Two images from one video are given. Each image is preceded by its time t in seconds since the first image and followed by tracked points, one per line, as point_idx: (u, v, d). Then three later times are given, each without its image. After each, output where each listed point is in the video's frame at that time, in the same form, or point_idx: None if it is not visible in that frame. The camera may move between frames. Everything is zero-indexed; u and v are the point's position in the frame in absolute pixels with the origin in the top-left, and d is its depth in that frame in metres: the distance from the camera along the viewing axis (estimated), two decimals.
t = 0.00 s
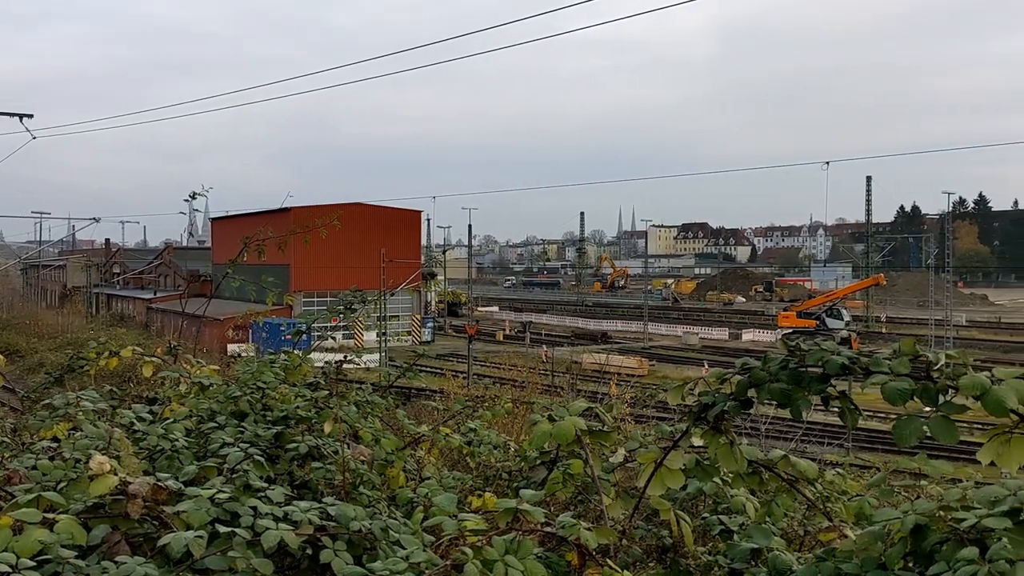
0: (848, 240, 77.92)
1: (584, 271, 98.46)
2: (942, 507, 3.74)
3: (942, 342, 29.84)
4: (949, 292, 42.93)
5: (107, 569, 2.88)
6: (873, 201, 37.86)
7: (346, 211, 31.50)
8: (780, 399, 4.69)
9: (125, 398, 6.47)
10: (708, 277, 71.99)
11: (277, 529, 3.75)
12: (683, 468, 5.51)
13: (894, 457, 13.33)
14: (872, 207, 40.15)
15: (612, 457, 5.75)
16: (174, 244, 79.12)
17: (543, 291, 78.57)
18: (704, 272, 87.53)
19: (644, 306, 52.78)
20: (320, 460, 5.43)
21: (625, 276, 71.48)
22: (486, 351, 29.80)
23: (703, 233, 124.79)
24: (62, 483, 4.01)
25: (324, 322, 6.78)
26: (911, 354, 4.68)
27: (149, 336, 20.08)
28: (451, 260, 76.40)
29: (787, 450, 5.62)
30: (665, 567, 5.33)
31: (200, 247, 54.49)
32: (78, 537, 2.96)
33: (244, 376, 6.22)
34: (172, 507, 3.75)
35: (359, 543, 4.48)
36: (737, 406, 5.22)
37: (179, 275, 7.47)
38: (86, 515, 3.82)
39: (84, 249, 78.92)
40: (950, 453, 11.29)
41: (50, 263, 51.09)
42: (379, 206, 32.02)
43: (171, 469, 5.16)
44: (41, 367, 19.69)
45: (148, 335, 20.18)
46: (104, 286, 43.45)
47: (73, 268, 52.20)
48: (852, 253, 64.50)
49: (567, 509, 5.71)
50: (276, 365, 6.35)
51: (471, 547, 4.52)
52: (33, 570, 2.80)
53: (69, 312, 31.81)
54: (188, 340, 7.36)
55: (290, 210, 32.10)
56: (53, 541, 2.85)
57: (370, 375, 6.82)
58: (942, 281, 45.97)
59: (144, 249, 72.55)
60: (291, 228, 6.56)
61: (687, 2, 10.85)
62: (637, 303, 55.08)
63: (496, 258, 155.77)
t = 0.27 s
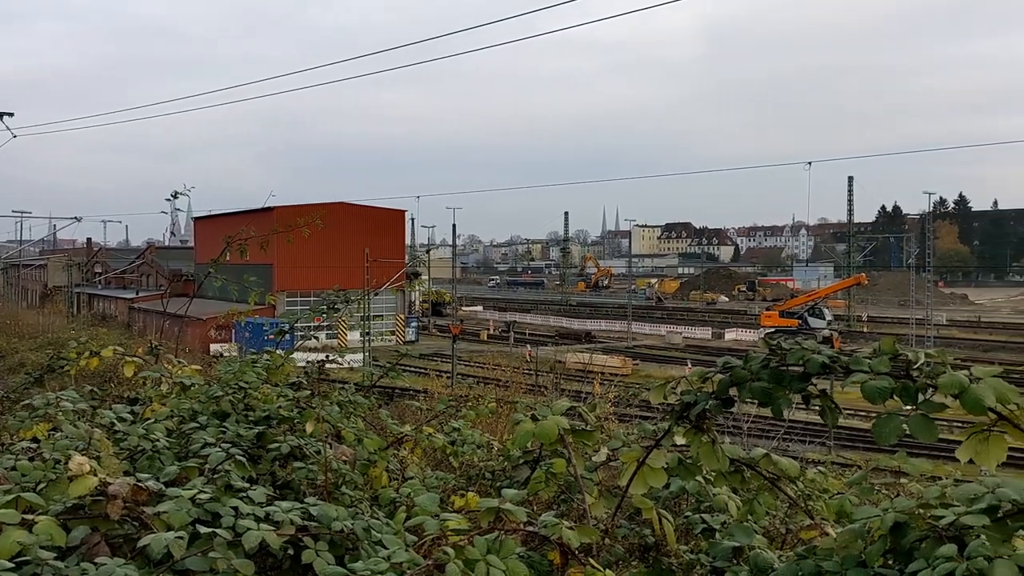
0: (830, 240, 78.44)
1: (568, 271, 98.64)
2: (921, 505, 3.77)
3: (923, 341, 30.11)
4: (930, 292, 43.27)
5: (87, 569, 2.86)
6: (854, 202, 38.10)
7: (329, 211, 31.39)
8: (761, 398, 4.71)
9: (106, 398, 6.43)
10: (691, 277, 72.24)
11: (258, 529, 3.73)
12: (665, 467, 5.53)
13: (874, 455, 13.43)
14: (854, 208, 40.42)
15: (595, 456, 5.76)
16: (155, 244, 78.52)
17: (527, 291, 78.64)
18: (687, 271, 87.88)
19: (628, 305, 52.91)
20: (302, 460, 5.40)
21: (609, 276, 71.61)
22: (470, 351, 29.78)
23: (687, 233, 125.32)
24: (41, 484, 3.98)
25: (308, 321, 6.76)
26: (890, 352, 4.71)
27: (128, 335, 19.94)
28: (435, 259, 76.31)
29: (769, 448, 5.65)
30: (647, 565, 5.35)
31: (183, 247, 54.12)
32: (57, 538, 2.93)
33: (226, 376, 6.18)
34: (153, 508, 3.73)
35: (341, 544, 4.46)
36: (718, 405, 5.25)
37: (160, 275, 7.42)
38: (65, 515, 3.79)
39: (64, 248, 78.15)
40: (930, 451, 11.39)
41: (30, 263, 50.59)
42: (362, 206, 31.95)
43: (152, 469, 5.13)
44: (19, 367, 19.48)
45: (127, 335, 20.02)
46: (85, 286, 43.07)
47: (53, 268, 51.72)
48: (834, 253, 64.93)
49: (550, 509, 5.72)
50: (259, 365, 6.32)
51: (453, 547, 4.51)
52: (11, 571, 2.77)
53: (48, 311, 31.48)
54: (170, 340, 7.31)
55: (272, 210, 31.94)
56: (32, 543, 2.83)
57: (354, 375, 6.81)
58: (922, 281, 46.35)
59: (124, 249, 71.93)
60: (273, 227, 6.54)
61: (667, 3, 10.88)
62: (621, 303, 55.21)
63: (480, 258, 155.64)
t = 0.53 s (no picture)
0: (809, 241, 79.02)
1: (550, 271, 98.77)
2: (896, 504, 3.78)
3: (900, 340, 30.40)
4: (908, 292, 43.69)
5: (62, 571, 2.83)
6: (833, 202, 38.39)
7: (310, 211, 31.27)
8: (738, 399, 4.72)
9: (83, 400, 6.37)
10: (673, 277, 72.52)
11: (236, 531, 3.70)
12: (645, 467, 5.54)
13: (851, 455, 13.53)
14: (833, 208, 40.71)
15: (575, 456, 5.77)
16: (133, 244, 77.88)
17: (509, 291, 78.65)
18: (669, 272, 88.27)
19: (609, 305, 53.03)
20: (281, 461, 5.37)
21: (590, 276, 71.76)
22: (452, 351, 29.75)
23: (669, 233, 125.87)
24: (16, 487, 3.92)
25: (288, 321, 6.73)
26: (866, 353, 4.74)
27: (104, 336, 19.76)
28: (417, 259, 76.17)
29: (747, 448, 5.67)
30: (627, 566, 5.35)
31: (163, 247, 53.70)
32: (31, 542, 2.89)
33: (204, 377, 6.14)
34: (129, 511, 3.69)
35: (319, 545, 4.44)
36: (697, 405, 5.26)
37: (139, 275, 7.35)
38: (40, 518, 3.74)
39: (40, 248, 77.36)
40: (906, 450, 11.49)
41: (6, 262, 50.01)
42: (343, 206, 31.84)
43: (129, 471, 5.08)
44: None
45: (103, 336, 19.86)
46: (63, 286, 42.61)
47: (30, 268, 51.13)
48: (814, 254, 65.39)
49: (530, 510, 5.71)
50: (237, 366, 6.28)
51: (431, 548, 4.51)
52: None
53: (25, 311, 31.11)
54: (148, 341, 7.25)
55: (253, 209, 31.77)
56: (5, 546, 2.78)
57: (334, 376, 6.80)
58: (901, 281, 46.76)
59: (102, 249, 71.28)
60: (253, 227, 6.52)
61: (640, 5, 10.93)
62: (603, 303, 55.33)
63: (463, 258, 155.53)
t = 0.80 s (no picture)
0: (787, 242, 79.62)
1: (530, 272, 98.90)
2: (867, 503, 3.81)
3: (876, 340, 30.71)
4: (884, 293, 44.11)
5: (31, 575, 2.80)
6: (810, 204, 38.67)
7: (288, 211, 31.13)
8: (713, 399, 4.75)
9: (56, 402, 6.30)
10: (652, 277, 72.76)
11: (210, 534, 3.68)
12: (621, 468, 5.56)
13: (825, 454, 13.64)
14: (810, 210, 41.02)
15: (552, 457, 5.77)
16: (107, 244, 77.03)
17: (488, 292, 78.61)
18: (648, 272, 88.60)
19: (589, 306, 53.13)
20: (256, 463, 5.34)
21: (570, 277, 71.82)
22: (431, 352, 29.68)
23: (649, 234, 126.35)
24: None
25: (265, 322, 6.71)
26: (838, 353, 4.78)
27: (74, 338, 19.55)
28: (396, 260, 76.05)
29: (723, 448, 5.70)
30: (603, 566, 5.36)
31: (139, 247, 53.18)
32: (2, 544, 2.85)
33: (179, 378, 6.10)
34: (101, 514, 3.65)
35: (293, 547, 4.41)
36: (672, 405, 5.28)
37: (115, 275, 7.29)
38: (10, 521, 3.69)
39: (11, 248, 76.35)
40: (879, 449, 11.59)
41: None
42: (322, 207, 31.73)
43: (102, 474, 5.02)
44: None
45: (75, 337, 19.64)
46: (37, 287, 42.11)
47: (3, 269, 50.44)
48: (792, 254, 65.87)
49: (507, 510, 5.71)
50: (213, 367, 6.23)
51: (405, 550, 4.49)
52: None
53: None
54: (123, 342, 7.20)
55: (230, 210, 31.57)
56: None
57: (311, 376, 6.78)
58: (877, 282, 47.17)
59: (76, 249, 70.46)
60: (230, 228, 6.50)
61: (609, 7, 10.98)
62: (582, 304, 55.41)
63: (442, 258, 155.25)
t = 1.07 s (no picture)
0: (764, 244, 80.28)
1: (509, 274, 98.94)
2: (839, 502, 3.84)
3: (851, 341, 31.02)
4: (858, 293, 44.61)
5: None
6: (786, 205, 39.01)
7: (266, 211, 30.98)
8: (687, 399, 4.77)
9: (28, 404, 6.25)
10: (630, 279, 73.00)
11: (183, 536, 3.64)
12: (597, 468, 5.57)
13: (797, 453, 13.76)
14: (786, 211, 41.36)
15: (529, 458, 5.78)
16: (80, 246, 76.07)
17: (467, 293, 78.47)
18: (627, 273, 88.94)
19: (567, 307, 53.20)
20: (231, 465, 5.30)
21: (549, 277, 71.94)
22: (410, 353, 29.64)
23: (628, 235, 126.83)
24: None
25: (241, 323, 6.68)
26: (812, 353, 4.82)
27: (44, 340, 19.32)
28: (375, 261, 75.83)
29: (698, 448, 5.73)
30: (578, 567, 5.38)
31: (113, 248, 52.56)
32: None
33: (153, 380, 6.05)
34: (72, 517, 3.61)
35: (268, 550, 4.39)
36: (647, 406, 5.31)
37: (90, 276, 7.23)
38: None
39: None
40: (852, 448, 11.71)
41: None
42: (300, 208, 31.63)
43: (75, 476, 4.97)
44: None
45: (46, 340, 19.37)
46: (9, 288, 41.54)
47: None
48: (768, 255, 66.35)
49: (484, 511, 5.71)
50: (187, 369, 6.19)
51: (379, 552, 4.48)
52: None
53: None
54: (98, 344, 7.14)
55: (207, 210, 31.36)
56: None
57: (288, 378, 6.76)
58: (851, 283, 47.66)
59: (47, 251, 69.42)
60: (205, 229, 6.50)
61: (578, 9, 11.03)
62: (561, 305, 55.54)
63: (421, 260, 154.90)
